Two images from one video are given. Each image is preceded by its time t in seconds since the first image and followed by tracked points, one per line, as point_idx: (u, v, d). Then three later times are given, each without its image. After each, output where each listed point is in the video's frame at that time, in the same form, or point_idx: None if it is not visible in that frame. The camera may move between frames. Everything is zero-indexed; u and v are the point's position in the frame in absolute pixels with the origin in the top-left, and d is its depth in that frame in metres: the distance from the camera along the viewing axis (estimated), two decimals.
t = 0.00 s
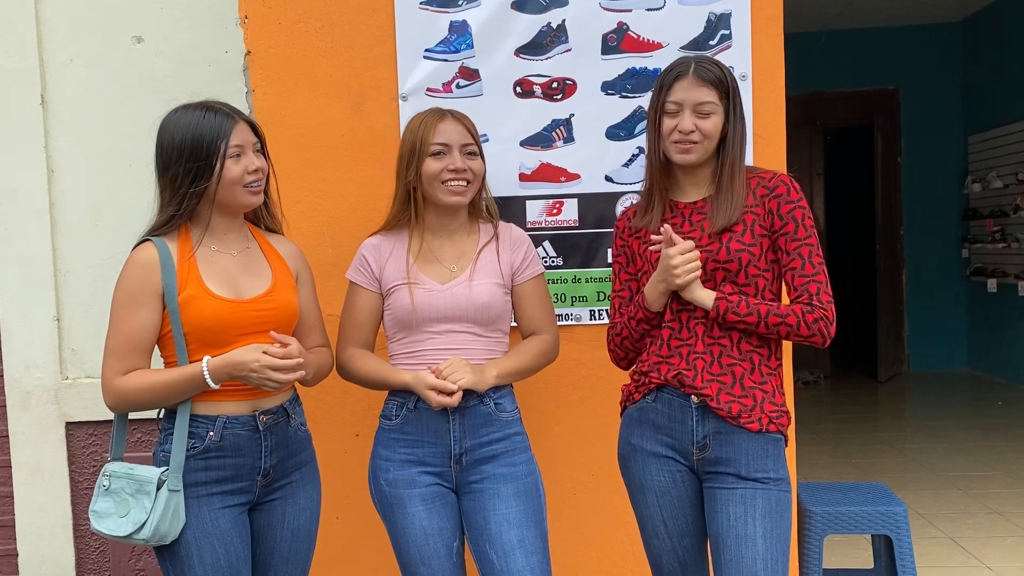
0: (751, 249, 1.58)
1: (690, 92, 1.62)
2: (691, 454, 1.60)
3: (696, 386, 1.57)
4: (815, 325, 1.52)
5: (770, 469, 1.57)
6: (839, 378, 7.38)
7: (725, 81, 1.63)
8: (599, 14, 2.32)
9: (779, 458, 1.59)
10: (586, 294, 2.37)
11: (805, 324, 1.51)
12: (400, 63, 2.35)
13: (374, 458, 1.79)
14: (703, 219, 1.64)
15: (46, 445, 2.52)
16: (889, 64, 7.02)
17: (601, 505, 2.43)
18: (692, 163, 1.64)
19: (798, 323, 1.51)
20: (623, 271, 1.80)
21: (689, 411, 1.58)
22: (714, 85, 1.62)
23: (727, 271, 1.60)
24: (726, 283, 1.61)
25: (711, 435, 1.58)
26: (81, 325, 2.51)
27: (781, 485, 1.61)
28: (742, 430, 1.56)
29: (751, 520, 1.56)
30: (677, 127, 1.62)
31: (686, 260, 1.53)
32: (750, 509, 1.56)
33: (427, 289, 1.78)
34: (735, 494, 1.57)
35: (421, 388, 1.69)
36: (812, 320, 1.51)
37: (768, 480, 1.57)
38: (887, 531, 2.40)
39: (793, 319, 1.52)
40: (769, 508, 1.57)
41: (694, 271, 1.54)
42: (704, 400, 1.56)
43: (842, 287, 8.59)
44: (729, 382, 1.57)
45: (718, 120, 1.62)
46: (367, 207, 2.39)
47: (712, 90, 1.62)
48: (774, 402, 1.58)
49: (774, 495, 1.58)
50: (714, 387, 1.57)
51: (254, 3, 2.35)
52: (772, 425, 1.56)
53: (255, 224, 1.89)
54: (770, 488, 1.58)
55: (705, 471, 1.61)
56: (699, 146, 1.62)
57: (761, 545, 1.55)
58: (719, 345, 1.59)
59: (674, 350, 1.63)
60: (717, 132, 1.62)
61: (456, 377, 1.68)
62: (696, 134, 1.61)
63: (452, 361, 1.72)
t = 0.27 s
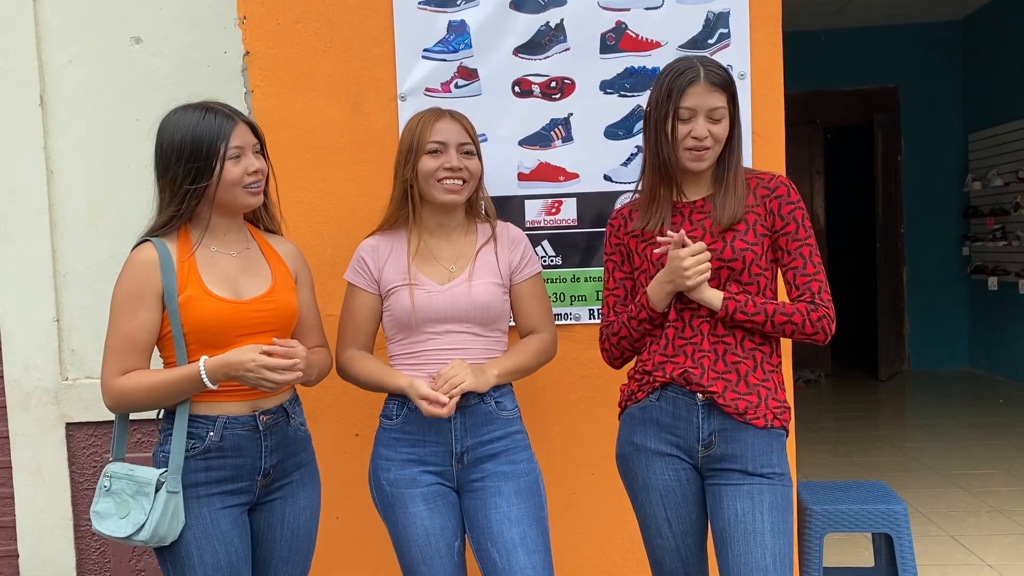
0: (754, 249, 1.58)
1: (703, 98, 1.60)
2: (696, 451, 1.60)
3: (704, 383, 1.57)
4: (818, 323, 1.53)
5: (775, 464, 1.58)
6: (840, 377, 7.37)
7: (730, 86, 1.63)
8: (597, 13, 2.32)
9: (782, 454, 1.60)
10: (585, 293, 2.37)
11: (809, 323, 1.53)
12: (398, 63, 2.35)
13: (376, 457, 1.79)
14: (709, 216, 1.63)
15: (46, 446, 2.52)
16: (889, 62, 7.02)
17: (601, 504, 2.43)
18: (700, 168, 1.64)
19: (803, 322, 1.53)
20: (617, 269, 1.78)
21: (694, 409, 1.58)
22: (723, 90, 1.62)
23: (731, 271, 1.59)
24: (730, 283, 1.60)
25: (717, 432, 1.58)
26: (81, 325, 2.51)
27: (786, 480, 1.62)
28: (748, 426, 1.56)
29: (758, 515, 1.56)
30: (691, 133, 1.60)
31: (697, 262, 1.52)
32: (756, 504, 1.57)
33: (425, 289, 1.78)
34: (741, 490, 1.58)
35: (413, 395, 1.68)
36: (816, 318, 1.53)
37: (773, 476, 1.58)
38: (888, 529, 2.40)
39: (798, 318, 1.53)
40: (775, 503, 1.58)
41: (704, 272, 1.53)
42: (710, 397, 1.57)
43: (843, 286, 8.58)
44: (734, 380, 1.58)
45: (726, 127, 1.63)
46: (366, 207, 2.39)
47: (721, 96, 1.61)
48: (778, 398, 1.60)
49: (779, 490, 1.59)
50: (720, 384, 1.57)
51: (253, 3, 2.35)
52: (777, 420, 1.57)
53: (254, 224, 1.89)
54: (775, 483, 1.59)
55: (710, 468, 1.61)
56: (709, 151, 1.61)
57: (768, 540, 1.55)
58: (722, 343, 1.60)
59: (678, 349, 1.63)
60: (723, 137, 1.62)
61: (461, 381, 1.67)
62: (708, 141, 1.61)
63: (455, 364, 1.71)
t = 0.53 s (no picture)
0: (752, 246, 1.58)
1: (702, 98, 1.59)
2: (696, 450, 1.60)
3: (703, 381, 1.57)
4: (816, 320, 1.54)
5: (774, 461, 1.58)
6: (841, 375, 7.36)
7: (730, 86, 1.63)
8: (594, 12, 2.31)
9: (781, 451, 1.60)
10: (584, 292, 2.37)
11: (807, 320, 1.53)
12: (395, 62, 2.35)
13: (375, 456, 1.79)
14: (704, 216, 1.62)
15: (45, 447, 2.52)
16: (889, 60, 7.00)
17: (600, 503, 2.43)
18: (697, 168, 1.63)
19: (801, 320, 1.53)
20: (612, 266, 1.77)
21: (693, 408, 1.58)
22: (722, 90, 1.61)
23: (729, 268, 1.58)
24: (727, 281, 1.59)
25: (716, 430, 1.58)
26: (79, 326, 2.51)
27: (784, 478, 1.62)
28: (748, 424, 1.56)
29: (756, 514, 1.56)
30: (689, 133, 1.60)
31: (694, 265, 1.51)
32: (755, 503, 1.56)
33: (425, 288, 1.77)
34: (740, 488, 1.57)
35: (410, 395, 1.68)
36: (813, 315, 1.53)
37: (772, 473, 1.58)
38: (887, 527, 2.40)
39: (796, 316, 1.53)
40: (773, 501, 1.58)
41: (701, 276, 1.52)
42: (710, 395, 1.56)
43: (844, 284, 8.57)
44: (732, 378, 1.58)
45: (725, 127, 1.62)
46: (363, 207, 2.39)
47: (721, 96, 1.61)
48: (776, 396, 1.60)
49: (778, 488, 1.59)
50: (719, 382, 1.57)
51: (250, 4, 2.35)
52: (775, 418, 1.58)
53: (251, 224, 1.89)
54: (774, 481, 1.59)
55: (709, 467, 1.61)
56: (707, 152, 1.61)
57: (766, 538, 1.55)
58: (720, 342, 1.60)
59: (676, 347, 1.62)
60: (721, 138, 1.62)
61: (462, 380, 1.67)
62: (706, 141, 1.60)
63: (456, 364, 1.70)
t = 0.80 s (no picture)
0: (745, 243, 1.57)
1: (694, 94, 1.59)
2: (692, 447, 1.59)
3: (699, 379, 1.57)
4: (812, 315, 1.53)
5: (771, 458, 1.58)
6: (842, 373, 7.35)
7: (724, 82, 1.62)
8: (590, 9, 2.31)
9: (778, 448, 1.60)
10: (580, 290, 2.37)
11: (803, 316, 1.52)
12: (391, 60, 2.35)
13: (370, 455, 1.79)
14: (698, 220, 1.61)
15: (43, 447, 2.52)
16: (889, 56, 6.99)
17: (598, 501, 2.42)
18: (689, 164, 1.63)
19: (797, 316, 1.52)
20: (606, 263, 1.77)
21: (690, 405, 1.58)
22: (716, 86, 1.61)
23: (724, 266, 1.58)
24: (721, 278, 1.59)
25: (713, 427, 1.57)
26: (76, 325, 2.52)
27: (781, 475, 1.61)
28: (744, 421, 1.56)
29: (752, 512, 1.56)
30: (680, 129, 1.59)
31: (686, 268, 1.51)
32: (750, 501, 1.56)
33: (421, 286, 1.77)
34: (736, 486, 1.57)
35: (406, 388, 1.68)
36: (810, 310, 1.52)
37: (769, 470, 1.58)
38: (885, 524, 2.39)
39: (792, 313, 1.52)
40: (769, 499, 1.57)
41: (692, 280, 1.51)
42: (706, 393, 1.56)
43: (845, 281, 8.56)
44: (728, 376, 1.57)
45: (717, 123, 1.61)
46: (360, 205, 2.39)
47: (714, 92, 1.60)
48: (772, 392, 1.59)
49: (774, 485, 1.58)
50: (714, 380, 1.57)
51: (245, 2, 2.35)
52: (771, 415, 1.57)
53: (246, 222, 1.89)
54: (770, 479, 1.58)
55: (705, 464, 1.61)
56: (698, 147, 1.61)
57: (761, 536, 1.54)
58: (715, 340, 1.60)
59: (672, 345, 1.62)
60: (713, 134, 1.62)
61: (455, 372, 1.66)
62: (698, 136, 1.60)
63: (451, 357, 1.70)
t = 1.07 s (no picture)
0: (742, 239, 1.58)
1: (683, 87, 1.59)
2: (694, 446, 1.60)
3: (699, 377, 1.57)
4: (811, 309, 1.53)
5: (772, 455, 1.58)
6: (842, 370, 7.35)
7: (714, 76, 1.62)
8: (587, 8, 2.31)
9: (780, 445, 1.60)
10: (579, 288, 2.37)
11: (801, 311, 1.53)
12: (389, 59, 2.35)
13: (369, 453, 1.80)
14: (694, 221, 1.60)
15: (43, 446, 2.53)
16: (890, 53, 6.98)
17: (597, 499, 2.43)
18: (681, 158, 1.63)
19: (795, 311, 1.52)
20: (603, 262, 1.77)
21: (690, 403, 1.58)
22: (706, 81, 1.61)
23: (721, 262, 1.58)
24: (719, 274, 1.59)
25: (714, 425, 1.58)
26: (76, 325, 2.52)
27: (782, 473, 1.61)
28: (745, 418, 1.56)
29: (753, 510, 1.56)
30: (670, 123, 1.60)
31: (683, 268, 1.51)
32: (752, 499, 1.56)
33: (420, 284, 1.78)
34: (737, 484, 1.57)
35: (404, 389, 1.69)
36: (807, 304, 1.53)
37: (771, 468, 1.58)
38: (884, 521, 2.40)
39: (790, 308, 1.52)
40: (771, 497, 1.57)
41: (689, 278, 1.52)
42: (706, 390, 1.56)
43: (846, 279, 8.55)
44: (728, 373, 1.58)
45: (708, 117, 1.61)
46: (358, 204, 2.39)
47: (704, 86, 1.60)
48: (773, 389, 1.59)
49: (775, 483, 1.58)
50: (715, 378, 1.57)
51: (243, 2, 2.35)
52: (772, 412, 1.58)
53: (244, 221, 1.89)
54: (771, 476, 1.58)
55: (707, 462, 1.61)
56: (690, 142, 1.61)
57: (762, 534, 1.55)
58: (714, 337, 1.60)
59: (672, 343, 1.62)
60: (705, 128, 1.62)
61: (452, 374, 1.67)
62: (689, 130, 1.60)
63: (448, 358, 1.70)
